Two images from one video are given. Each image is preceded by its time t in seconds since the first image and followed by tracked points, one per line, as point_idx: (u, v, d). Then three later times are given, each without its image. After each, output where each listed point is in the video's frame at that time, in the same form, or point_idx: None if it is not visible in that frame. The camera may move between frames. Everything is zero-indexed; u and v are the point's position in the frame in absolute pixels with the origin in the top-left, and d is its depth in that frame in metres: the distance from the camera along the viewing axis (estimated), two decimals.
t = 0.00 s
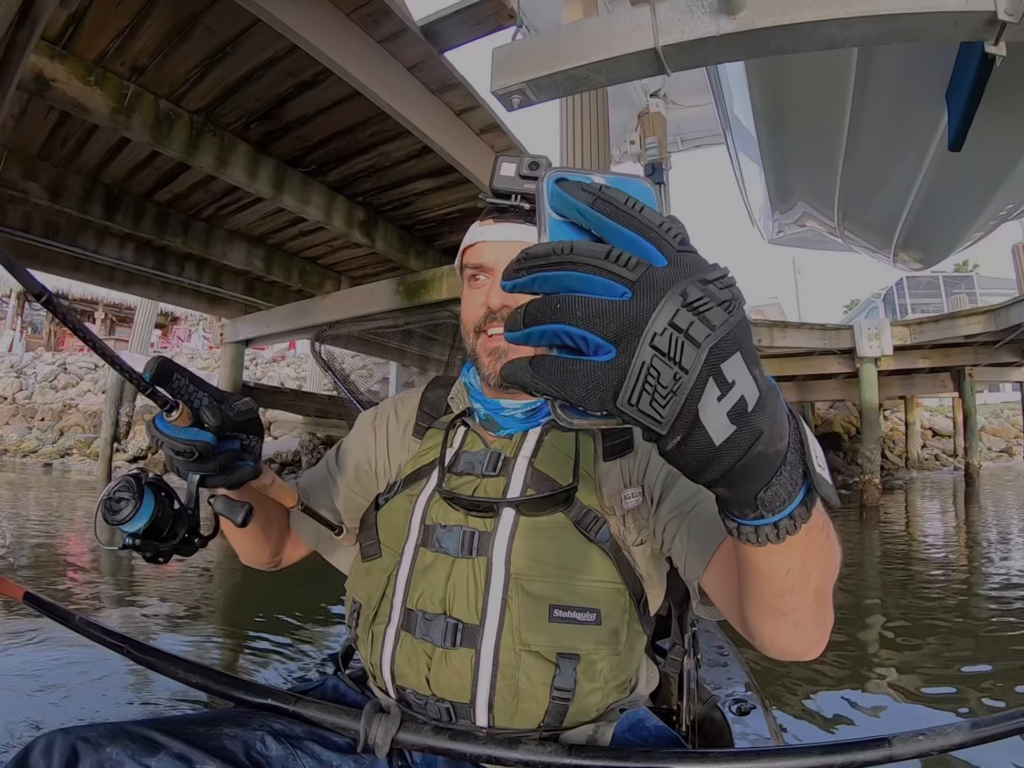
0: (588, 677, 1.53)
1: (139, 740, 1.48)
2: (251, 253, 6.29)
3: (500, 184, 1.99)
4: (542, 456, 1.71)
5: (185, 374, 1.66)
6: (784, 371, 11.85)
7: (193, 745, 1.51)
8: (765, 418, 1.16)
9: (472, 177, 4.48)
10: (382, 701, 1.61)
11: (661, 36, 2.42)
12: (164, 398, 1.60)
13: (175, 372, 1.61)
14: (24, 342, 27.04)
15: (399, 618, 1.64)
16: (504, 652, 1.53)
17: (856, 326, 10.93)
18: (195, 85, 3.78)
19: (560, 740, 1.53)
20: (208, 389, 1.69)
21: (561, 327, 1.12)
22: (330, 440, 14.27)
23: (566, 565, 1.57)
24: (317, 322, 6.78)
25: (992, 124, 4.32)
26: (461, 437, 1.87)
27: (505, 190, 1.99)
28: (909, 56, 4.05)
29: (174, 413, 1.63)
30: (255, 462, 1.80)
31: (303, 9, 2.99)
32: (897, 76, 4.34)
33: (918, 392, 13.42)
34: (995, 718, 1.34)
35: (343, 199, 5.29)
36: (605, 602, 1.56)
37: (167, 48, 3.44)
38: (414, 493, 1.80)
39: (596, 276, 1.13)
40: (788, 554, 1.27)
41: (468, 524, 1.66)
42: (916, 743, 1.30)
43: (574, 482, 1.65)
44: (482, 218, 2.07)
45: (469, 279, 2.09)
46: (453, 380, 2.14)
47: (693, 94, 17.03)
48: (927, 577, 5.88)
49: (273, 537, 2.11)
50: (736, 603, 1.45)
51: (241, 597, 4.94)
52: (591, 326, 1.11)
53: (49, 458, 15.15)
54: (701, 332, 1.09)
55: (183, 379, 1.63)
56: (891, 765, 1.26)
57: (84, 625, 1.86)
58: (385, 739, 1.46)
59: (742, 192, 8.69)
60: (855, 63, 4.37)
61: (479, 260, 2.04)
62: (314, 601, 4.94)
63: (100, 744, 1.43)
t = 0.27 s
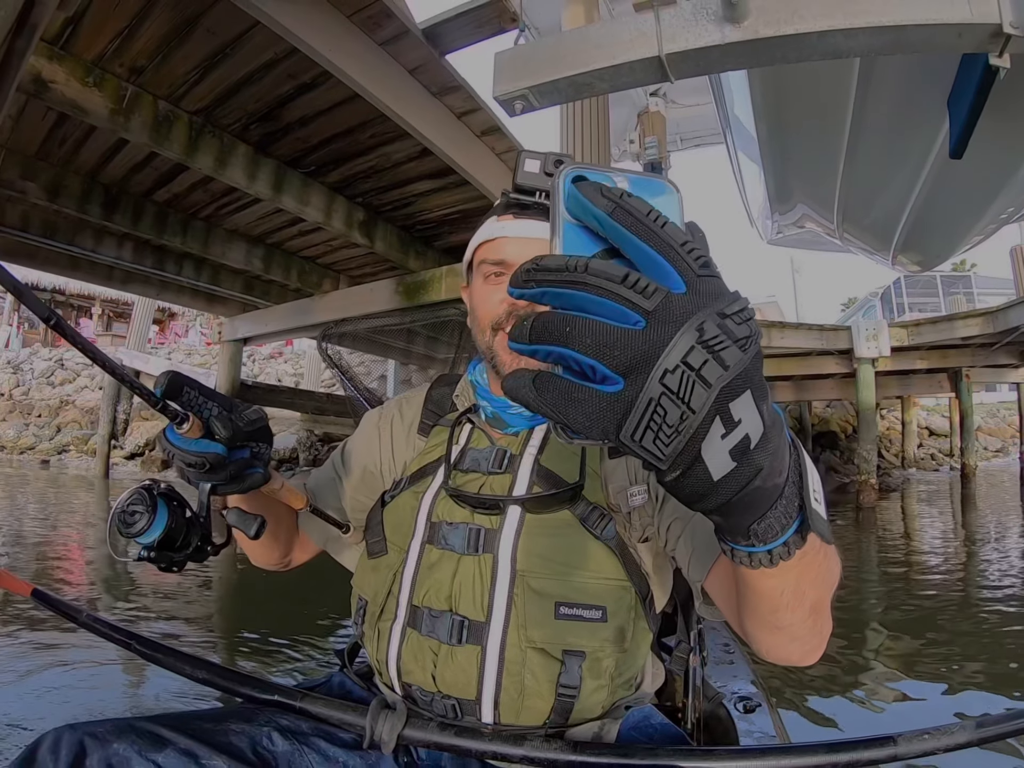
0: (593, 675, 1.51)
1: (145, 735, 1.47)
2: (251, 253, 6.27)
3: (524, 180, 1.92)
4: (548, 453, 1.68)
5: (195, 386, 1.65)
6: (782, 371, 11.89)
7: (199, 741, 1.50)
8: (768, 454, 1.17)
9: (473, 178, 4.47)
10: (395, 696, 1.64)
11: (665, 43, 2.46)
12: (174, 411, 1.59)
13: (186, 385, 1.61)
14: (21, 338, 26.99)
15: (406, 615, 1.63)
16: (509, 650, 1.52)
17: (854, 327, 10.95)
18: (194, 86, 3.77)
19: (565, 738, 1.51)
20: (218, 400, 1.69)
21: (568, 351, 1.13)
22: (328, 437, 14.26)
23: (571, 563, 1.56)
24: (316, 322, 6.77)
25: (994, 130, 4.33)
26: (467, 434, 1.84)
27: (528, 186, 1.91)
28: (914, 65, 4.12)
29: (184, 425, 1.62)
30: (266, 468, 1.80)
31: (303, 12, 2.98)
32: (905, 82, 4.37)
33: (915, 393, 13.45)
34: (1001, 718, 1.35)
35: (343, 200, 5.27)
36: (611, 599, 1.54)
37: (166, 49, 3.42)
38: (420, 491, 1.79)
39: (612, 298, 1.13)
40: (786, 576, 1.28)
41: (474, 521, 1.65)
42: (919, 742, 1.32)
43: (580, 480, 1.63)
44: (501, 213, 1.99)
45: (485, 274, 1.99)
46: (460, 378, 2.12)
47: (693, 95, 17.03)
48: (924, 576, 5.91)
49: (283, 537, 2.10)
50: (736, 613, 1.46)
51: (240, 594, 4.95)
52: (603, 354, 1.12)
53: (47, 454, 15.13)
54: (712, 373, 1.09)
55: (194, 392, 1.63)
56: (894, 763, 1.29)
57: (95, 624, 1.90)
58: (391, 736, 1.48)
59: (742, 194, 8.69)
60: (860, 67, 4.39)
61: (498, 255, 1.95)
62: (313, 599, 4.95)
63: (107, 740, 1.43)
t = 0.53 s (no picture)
0: (596, 666, 1.48)
1: (149, 726, 1.47)
2: (248, 252, 6.23)
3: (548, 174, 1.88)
4: (551, 445, 1.67)
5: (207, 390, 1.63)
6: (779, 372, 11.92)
7: (202, 732, 1.49)
8: (773, 450, 1.16)
9: (474, 178, 4.45)
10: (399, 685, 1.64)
11: (671, 47, 2.44)
12: (186, 415, 1.59)
13: (198, 390, 1.59)
14: (16, 335, 26.84)
15: (409, 607, 1.62)
16: (512, 641, 1.49)
17: (852, 328, 10.96)
18: (192, 85, 3.74)
19: (568, 730, 1.48)
20: (227, 402, 1.68)
21: (580, 347, 1.13)
22: (325, 436, 14.22)
23: (571, 553, 1.53)
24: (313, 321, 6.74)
25: (996, 134, 4.31)
26: (470, 426, 1.84)
27: (552, 179, 1.88)
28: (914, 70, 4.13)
29: (196, 428, 1.61)
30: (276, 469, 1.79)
31: (303, 10, 2.95)
32: (902, 87, 4.41)
33: (912, 393, 13.47)
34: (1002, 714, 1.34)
35: (341, 200, 5.24)
36: (613, 591, 1.51)
37: (164, 47, 3.39)
38: (422, 483, 1.78)
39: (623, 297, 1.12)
40: (788, 568, 1.26)
41: (477, 512, 1.63)
42: (921, 737, 1.31)
43: (583, 472, 1.61)
44: (518, 204, 1.95)
45: (499, 266, 1.94)
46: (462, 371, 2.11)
47: (691, 95, 17.00)
48: (921, 574, 5.93)
49: (288, 531, 2.08)
50: (738, 606, 1.45)
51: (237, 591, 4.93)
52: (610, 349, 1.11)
53: (41, 453, 15.05)
54: (721, 371, 1.07)
55: (206, 396, 1.62)
56: (894, 758, 1.28)
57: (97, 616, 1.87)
58: (394, 726, 1.45)
59: (741, 194, 8.67)
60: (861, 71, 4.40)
61: (515, 246, 1.91)
62: (311, 595, 4.93)
63: (111, 731, 1.43)
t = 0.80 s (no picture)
0: (590, 656, 1.47)
1: (146, 712, 1.46)
2: (244, 252, 6.20)
3: (535, 165, 1.81)
4: (549, 434, 1.64)
5: (213, 381, 1.60)
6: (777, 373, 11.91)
7: (199, 718, 1.47)
8: (769, 435, 1.14)
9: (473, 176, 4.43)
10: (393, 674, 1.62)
11: (676, 43, 2.42)
12: (193, 406, 1.55)
13: (206, 381, 1.56)
14: (11, 336, 26.72)
15: (405, 594, 1.58)
16: (507, 630, 1.47)
17: (849, 329, 10.98)
18: (189, 81, 3.72)
19: (562, 719, 1.47)
20: (233, 393, 1.64)
21: (592, 341, 1.10)
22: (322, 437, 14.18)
23: (567, 543, 1.50)
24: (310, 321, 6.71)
25: (996, 134, 4.31)
26: (467, 416, 1.80)
27: (541, 171, 1.80)
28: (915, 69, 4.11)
29: (202, 419, 1.58)
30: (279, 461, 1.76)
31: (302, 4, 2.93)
32: (903, 87, 4.40)
33: (908, 394, 13.50)
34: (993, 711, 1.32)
35: (339, 199, 5.22)
36: (610, 581, 1.49)
37: (161, 42, 3.37)
38: (420, 472, 1.74)
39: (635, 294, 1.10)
40: (780, 552, 1.24)
41: (474, 500, 1.60)
42: (914, 732, 1.28)
43: (581, 462, 1.58)
44: (508, 197, 1.86)
45: (489, 262, 1.87)
46: (458, 362, 2.08)
47: (688, 96, 17.04)
48: (918, 573, 5.93)
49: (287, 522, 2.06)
50: (732, 595, 1.44)
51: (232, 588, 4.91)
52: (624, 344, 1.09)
53: (36, 454, 14.98)
54: (723, 360, 1.06)
55: (213, 388, 1.59)
56: (886, 753, 1.26)
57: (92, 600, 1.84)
58: (390, 714, 1.43)
59: (739, 196, 8.68)
60: (863, 71, 4.39)
61: (506, 241, 1.83)
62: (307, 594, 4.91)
63: (108, 717, 1.41)
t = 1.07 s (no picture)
0: (583, 651, 1.45)
1: (138, 704, 1.43)
2: (241, 253, 6.19)
3: (527, 161, 1.74)
4: (543, 431, 1.63)
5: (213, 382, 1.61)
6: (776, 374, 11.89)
7: (192, 710, 1.46)
8: (789, 477, 1.13)
9: (471, 175, 4.42)
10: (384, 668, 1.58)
11: (677, 37, 2.41)
12: (193, 407, 1.55)
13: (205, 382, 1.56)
14: (6, 342, 26.62)
15: (397, 588, 1.56)
16: (500, 626, 1.45)
17: (847, 329, 10.98)
18: (187, 79, 3.71)
19: (554, 714, 1.45)
20: (232, 394, 1.64)
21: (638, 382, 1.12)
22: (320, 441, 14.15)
23: (562, 540, 1.49)
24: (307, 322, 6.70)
25: (995, 128, 4.31)
26: (462, 410, 1.78)
27: (533, 167, 1.74)
28: (914, 61, 4.08)
29: (202, 420, 1.57)
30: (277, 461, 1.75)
31: None
32: (902, 79, 4.37)
33: (907, 395, 13.50)
34: (983, 711, 1.30)
35: (336, 199, 5.21)
36: (603, 577, 1.47)
37: (159, 39, 3.36)
38: (414, 466, 1.70)
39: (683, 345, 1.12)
40: (779, 578, 1.23)
41: (469, 495, 1.58)
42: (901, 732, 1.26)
43: (577, 459, 1.57)
44: (499, 194, 1.77)
45: (479, 260, 1.77)
46: (451, 355, 2.03)
47: (684, 99, 17.10)
48: (920, 571, 5.90)
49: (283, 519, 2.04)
50: (724, 611, 1.43)
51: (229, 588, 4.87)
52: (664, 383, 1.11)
53: (33, 459, 14.90)
54: (760, 411, 1.06)
55: (212, 389, 1.58)
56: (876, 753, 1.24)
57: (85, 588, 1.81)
58: (382, 708, 1.41)
59: (736, 196, 8.69)
60: (861, 67, 4.37)
61: (498, 239, 1.73)
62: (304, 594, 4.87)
63: (100, 710, 1.39)
